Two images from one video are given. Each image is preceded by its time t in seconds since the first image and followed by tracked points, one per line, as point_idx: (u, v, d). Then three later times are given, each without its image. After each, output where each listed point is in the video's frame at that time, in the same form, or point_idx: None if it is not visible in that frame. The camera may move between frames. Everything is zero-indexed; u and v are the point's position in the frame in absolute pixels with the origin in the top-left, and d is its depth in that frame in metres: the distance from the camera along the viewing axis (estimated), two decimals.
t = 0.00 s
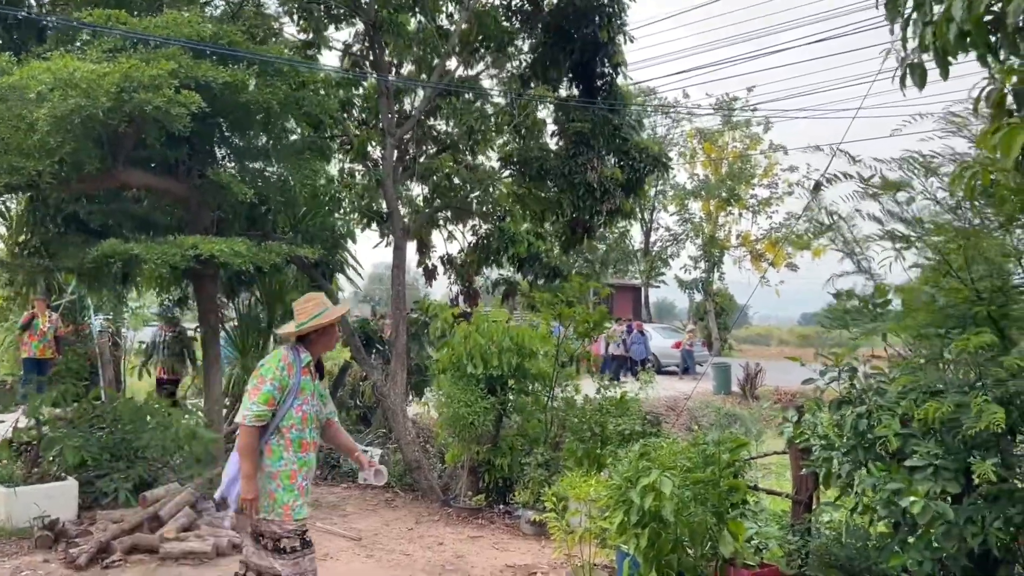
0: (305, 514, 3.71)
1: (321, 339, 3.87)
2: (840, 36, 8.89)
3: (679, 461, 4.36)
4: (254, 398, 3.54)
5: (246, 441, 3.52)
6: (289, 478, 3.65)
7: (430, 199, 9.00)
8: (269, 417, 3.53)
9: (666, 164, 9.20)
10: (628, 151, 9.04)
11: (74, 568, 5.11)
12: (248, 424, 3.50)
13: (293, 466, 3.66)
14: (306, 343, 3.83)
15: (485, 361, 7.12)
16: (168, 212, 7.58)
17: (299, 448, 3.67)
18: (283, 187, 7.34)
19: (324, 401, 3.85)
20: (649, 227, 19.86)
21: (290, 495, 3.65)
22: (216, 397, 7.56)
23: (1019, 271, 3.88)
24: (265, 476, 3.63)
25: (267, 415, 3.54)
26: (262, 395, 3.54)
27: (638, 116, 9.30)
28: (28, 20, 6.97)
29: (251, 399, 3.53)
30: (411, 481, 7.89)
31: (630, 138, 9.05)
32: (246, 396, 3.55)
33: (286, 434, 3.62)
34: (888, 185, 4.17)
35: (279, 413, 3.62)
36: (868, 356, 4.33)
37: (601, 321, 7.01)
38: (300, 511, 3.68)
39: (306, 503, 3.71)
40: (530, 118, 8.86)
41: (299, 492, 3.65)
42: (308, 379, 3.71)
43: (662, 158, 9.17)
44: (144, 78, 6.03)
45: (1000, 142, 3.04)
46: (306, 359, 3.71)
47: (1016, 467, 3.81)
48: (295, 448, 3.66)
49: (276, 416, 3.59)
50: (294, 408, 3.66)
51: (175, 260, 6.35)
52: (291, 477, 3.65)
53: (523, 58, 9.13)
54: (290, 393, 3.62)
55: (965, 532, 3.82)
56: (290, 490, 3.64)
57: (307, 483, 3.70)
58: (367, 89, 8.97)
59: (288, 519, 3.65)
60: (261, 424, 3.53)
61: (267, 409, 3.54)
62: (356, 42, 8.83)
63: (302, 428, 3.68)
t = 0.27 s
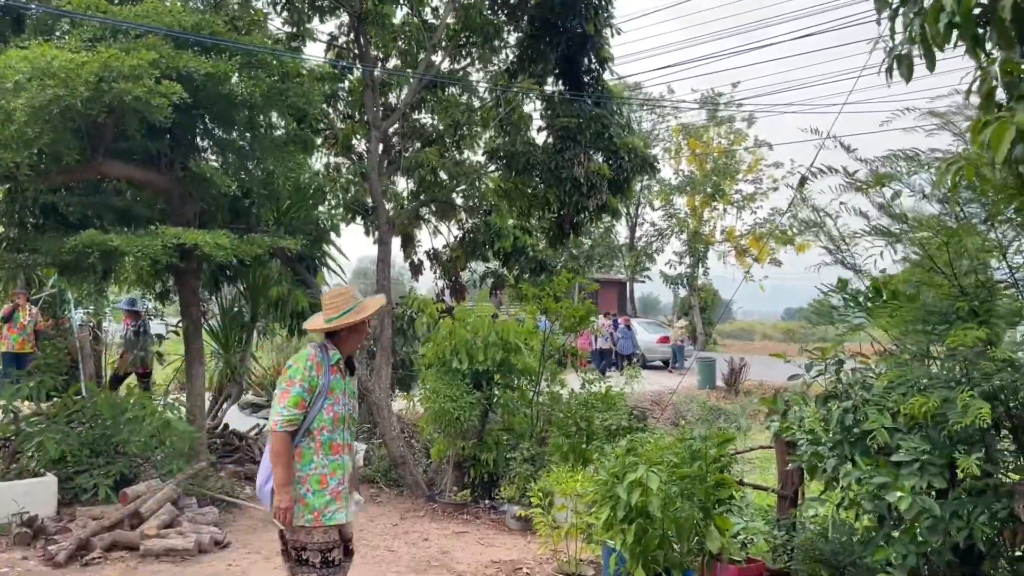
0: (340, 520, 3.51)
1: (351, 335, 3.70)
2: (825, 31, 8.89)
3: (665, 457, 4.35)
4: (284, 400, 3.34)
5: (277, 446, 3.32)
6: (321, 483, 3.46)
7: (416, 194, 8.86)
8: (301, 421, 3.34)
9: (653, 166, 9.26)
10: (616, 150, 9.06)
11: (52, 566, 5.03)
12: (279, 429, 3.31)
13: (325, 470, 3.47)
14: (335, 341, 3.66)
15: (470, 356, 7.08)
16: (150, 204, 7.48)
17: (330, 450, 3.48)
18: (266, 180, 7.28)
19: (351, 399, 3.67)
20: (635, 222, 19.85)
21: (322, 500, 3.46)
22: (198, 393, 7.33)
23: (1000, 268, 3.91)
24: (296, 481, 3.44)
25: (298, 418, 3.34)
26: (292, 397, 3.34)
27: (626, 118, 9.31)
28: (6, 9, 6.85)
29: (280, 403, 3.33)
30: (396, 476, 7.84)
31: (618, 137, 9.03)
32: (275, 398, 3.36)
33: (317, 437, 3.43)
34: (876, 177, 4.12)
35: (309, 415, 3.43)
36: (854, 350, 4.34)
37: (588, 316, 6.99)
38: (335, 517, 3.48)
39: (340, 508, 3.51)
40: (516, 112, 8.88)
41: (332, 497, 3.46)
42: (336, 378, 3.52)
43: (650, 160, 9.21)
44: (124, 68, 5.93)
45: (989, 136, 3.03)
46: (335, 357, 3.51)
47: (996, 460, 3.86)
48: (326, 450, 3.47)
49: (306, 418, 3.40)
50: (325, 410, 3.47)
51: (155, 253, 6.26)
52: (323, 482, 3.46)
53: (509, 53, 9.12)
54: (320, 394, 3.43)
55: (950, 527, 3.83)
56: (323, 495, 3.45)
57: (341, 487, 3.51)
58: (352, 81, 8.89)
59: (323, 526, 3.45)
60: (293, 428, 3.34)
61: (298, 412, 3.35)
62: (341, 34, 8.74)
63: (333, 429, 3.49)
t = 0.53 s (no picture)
0: (367, 524, 3.51)
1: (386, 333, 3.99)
2: (810, 28, 8.86)
3: (652, 455, 4.32)
4: (323, 402, 3.30)
5: (313, 449, 3.27)
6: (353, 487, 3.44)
7: (400, 188, 8.92)
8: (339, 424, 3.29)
9: (639, 168, 9.17)
10: (603, 149, 8.95)
11: (29, 566, 4.94)
12: (318, 432, 3.26)
13: (357, 474, 3.46)
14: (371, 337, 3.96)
15: (454, 352, 7.03)
16: (129, 198, 7.36)
17: (363, 454, 3.45)
18: (248, 174, 7.22)
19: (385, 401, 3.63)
20: (619, 217, 19.83)
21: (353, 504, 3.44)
22: (179, 388, 7.23)
23: (983, 264, 3.87)
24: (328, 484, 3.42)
25: (336, 421, 3.30)
26: (330, 400, 3.29)
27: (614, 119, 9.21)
28: None
29: (319, 405, 3.28)
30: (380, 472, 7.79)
31: (606, 137, 8.95)
32: (312, 400, 3.31)
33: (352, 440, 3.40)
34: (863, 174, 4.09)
35: (344, 418, 3.39)
36: (840, 347, 4.32)
37: (573, 312, 6.97)
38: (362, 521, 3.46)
39: (369, 512, 3.50)
40: (500, 107, 8.88)
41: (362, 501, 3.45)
42: (373, 380, 3.47)
43: (637, 163, 9.12)
44: (103, 58, 5.84)
45: (977, 132, 3.00)
46: (372, 359, 3.46)
47: (983, 457, 3.82)
48: (359, 455, 3.44)
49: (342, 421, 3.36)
50: (359, 412, 3.43)
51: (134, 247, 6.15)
52: (354, 486, 3.45)
53: (498, 48, 9.08)
54: (357, 396, 3.39)
55: (937, 524, 3.81)
56: (355, 498, 3.44)
57: (371, 492, 3.49)
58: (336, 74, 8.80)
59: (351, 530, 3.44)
60: (331, 431, 3.29)
61: (335, 414, 3.31)
62: (325, 27, 8.65)
63: (367, 433, 3.46)
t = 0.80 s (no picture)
0: (419, 527, 3.43)
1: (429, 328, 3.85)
2: (796, 22, 8.84)
3: (639, 451, 4.28)
4: (363, 398, 3.27)
5: (354, 446, 3.25)
6: (402, 488, 3.37)
7: (385, 180, 8.82)
8: (379, 420, 3.26)
9: (624, 164, 9.10)
10: (590, 144, 8.90)
11: (6, 565, 4.84)
12: (357, 428, 3.23)
13: (405, 474, 3.39)
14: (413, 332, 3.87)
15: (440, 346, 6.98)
16: (109, 190, 7.24)
17: (409, 453, 3.40)
18: (230, 165, 7.27)
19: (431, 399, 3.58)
20: (604, 211, 19.80)
21: (402, 505, 3.38)
22: (160, 383, 7.08)
23: (964, 258, 3.82)
24: (376, 486, 3.37)
25: (376, 416, 3.27)
26: (369, 395, 3.27)
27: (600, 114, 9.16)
28: None
29: (357, 401, 3.26)
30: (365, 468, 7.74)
31: (592, 131, 8.91)
32: (353, 395, 3.29)
33: (397, 438, 3.36)
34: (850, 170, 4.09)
35: (387, 415, 3.35)
36: (829, 342, 4.37)
37: (558, 306, 6.86)
38: (413, 523, 3.39)
39: (421, 515, 3.43)
40: (487, 101, 8.82)
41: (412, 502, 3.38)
42: (415, 376, 3.44)
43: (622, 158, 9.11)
44: (82, 48, 5.72)
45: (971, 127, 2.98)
46: (414, 353, 3.42)
47: (967, 452, 3.81)
48: (405, 454, 3.38)
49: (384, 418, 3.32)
50: (403, 409, 3.39)
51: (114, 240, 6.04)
52: (404, 487, 3.38)
53: (486, 43, 9.02)
54: (399, 391, 3.35)
55: (923, 520, 3.80)
56: (404, 499, 3.37)
57: (420, 492, 3.42)
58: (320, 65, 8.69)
59: (401, 532, 3.38)
60: (371, 427, 3.26)
61: (376, 410, 3.27)
62: (309, 18, 8.53)
63: (412, 431, 3.40)
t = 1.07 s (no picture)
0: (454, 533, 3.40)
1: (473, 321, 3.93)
2: (782, 16, 8.79)
3: (628, 447, 4.24)
4: (401, 396, 3.31)
5: (389, 443, 3.27)
6: (438, 492, 3.35)
7: (370, 172, 8.71)
8: (414, 418, 3.27)
9: (610, 154, 9.19)
10: (575, 134, 8.90)
11: None
12: (391, 425, 3.25)
13: (442, 478, 3.38)
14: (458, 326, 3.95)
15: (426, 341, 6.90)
16: (89, 181, 7.11)
17: (446, 456, 3.39)
18: (213, 158, 6.94)
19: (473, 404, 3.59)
20: (590, 205, 19.74)
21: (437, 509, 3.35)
22: (141, 377, 6.97)
23: (949, 254, 3.79)
24: (411, 488, 3.37)
25: (412, 415, 3.29)
26: (406, 394, 3.30)
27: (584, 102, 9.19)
28: None
29: (394, 399, 3.30)
30: (350, 463, 7.67)
31: (578, 123, 8.92)
32: (391, 393, 3.32)
33: (434, 439, 3.36)
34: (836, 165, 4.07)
35: (426, 415, 3.37)
36: (818, 337, 4.31)
37: (545, 301, 6.90)
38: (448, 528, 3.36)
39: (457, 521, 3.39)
40: (473, 94, 8.71)
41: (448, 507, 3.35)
42: (456, 378, 3.45)
43: (608, 148, 9.15)
44: (60, 36, 5.60)
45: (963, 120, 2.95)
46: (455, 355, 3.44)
47: (955, 447, 3.79)
48: (442, 457, 3.37)
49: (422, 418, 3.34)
50: (442, 411, 3.40)
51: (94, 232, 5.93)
52: (441, 492, 3.35)
53: (473, 36, 8.94)
54: (437, 392, 3.36)
55: (912, 516, 3.78)
56: (440, 503, 3.35)
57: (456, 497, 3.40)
58: (304, 56, 8.58)
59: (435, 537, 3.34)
60: (406, 425, 3.28)
61: (412, 408, 3.29)
62: (293, 8, 8.41)
63: (450, 434, 3.41)
